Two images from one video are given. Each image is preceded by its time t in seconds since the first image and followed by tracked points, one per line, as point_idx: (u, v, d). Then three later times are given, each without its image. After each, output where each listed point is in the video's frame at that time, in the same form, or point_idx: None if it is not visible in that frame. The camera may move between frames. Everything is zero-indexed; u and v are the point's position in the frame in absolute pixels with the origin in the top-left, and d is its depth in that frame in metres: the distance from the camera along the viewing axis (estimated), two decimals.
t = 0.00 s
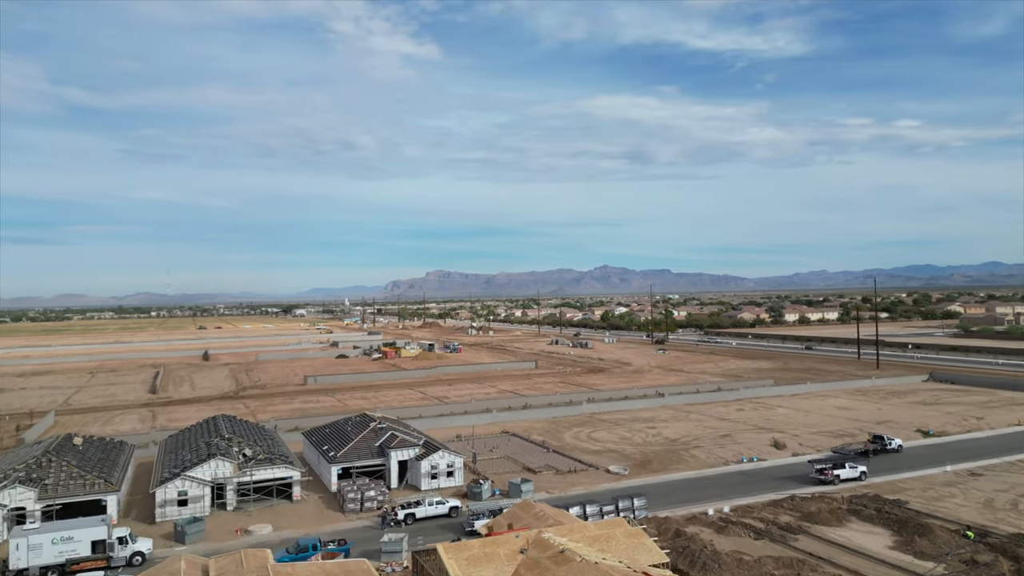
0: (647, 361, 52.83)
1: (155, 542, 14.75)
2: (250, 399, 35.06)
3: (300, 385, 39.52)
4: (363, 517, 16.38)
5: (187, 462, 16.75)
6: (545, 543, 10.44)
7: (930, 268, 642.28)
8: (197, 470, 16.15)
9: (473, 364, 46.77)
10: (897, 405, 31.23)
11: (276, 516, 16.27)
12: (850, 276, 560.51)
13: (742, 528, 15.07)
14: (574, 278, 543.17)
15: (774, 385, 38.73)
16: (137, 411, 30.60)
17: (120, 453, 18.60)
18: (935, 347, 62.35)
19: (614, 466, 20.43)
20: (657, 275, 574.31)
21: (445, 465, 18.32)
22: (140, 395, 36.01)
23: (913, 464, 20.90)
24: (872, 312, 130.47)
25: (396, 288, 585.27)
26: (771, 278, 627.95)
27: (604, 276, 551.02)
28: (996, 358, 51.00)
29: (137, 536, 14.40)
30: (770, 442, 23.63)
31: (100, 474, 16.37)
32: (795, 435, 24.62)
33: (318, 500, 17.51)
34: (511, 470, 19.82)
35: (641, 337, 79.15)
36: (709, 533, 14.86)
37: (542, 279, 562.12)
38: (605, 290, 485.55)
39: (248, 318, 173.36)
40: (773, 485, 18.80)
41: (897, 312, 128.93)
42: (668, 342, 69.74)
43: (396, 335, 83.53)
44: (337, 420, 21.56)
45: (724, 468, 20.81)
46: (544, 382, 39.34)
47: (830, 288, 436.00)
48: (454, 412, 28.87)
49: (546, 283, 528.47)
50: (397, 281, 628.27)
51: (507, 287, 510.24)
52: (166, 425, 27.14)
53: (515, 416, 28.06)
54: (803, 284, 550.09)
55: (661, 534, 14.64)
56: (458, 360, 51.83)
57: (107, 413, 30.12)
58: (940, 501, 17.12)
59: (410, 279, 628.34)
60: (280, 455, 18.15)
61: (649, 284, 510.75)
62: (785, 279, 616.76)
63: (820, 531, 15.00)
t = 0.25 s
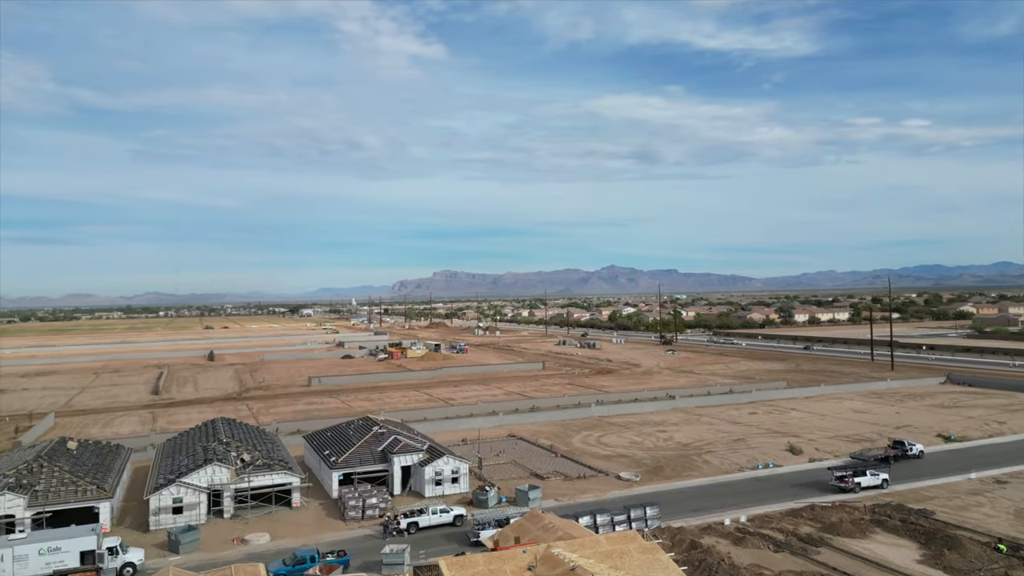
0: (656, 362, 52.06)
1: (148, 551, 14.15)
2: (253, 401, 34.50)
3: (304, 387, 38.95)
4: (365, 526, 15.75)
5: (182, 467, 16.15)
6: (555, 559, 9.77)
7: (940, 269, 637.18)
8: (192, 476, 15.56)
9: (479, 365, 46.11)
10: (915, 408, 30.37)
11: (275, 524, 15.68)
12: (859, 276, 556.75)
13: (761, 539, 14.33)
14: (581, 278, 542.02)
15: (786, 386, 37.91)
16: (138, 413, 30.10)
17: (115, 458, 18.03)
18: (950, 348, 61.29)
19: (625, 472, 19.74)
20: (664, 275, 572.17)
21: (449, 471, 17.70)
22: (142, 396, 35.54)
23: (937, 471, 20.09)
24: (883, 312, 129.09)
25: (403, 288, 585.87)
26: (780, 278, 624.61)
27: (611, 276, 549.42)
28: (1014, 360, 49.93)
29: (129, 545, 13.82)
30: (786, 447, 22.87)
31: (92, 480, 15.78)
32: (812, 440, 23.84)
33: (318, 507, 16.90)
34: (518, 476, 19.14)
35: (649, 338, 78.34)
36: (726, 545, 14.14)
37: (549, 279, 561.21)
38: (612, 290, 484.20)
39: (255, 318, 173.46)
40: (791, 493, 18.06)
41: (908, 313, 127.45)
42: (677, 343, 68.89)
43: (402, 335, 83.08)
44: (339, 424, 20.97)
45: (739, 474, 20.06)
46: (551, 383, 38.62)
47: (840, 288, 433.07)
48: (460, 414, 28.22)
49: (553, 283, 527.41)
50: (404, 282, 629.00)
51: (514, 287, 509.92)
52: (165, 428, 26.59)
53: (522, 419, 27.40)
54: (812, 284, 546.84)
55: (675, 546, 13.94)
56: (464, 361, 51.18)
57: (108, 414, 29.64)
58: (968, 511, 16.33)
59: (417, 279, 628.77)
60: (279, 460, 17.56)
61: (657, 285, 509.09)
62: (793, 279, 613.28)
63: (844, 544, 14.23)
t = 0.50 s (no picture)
0: (664, 363, 51.40)
1: (141, 561, 13.65)
2: (257, 402, 34.05)
3: (308, 388, 38.49)
4: (366, 534, 15.22)
5: (178, 473, 15.65)
6: None
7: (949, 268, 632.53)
8: (188, 482, 15.06)
9: (485, 366, 45.50)
10: (932, 411, 29.64)
11: (273, 532, 15.16)
12: (868, 276, 553.30)
13: (779, 550, 13.71)
14: (588, 278, 540.88)
15: (798, 388, 37.19)
16: (139, 415, 29.64)
17: (111, 462, 17.53)
18: (963, 349, 60.36)
19: (635, 478, 19.14)
20: (671, 275, 570.23)
21: (454, 477, 17.15)
22: (144, 397, 35.12)
23: (958, 477, 19.39)
24: (893, 313, 127.85)
25: (409, 287, 586.26)
26: (787, 278, 621.52)
27: (618, 276, 547.91)
28: None
29: (121, 555, 13.32)
30: (800, 452, 22.22)
31: (86, 485, 15.27)
32: (827, 445, 23.17)
33: (319, 513, 16.38)
34: (524, 482, 18.58)
35: (657, 339, 77.60)
36: (742, 556, 13.53)
37: (556, 279, 560.35)
38: (618, 291, 482.90)
39: (262, 318, 173.50)
40: (808, 500, 17.42)
41: (919, 313, 126.10)
42: (685, 343, 68.16)
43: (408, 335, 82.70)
44: (342, 427, 20.47)
45: (753, 480, 19.42)
46: (558, 384, 38.01)
47: (848, 288, 430.39)
48: (465, 417, 27.65)
49: (560, 283, 526.41)
50: (410, 282, 629.35)
51: (520, 287, 509.37)
52: (166, 430, 26.10)
53: (528, 421, 26.82)
54: (820, 284, 543.86)
55: (688, 557, 13.34)
56: (470, 362, 50.61)
57: (108, 416, 29.19)
58: (993, 520, 15.68)
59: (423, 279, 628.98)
60: (279, 465, 17.04)
61: (663, 285, 507.40)
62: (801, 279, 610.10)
63: (866, 556, 13.59)
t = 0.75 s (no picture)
0: (673, 364, 50.66)
1: (132, 572, 13.10)
2: (260, 403, 33.56)
3: (312, 389, 37.96)
4: (367, 544, 14.61)
5: (173, 479, 15.09)
6: None
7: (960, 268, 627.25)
8: (183, 489, 14.50)
9: (491, 367, 44.81)
10: (951, 415, 28.78)
11: (271, 542, 14.57)
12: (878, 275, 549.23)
13: (801, 564, 13.00)
14: (595, 279, 539.54)
15: (812, 391, 36.38)
16: (140, 417, 29.11)
17: (106, 468, 16.99)
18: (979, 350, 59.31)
19: (646, 484, 18.47)
20: (679, 275, 567.99)
21: (459, 484, 16.51)
22: (146, 399, 34.63)
23: (984, 485, 18.61)
24: (904, 313, 126.38)
25: (416, 287, 586.63)
26: (796, 278, 618.32)
27: (625, 276, 546.22)
28: None
29: (111, 566, 12.76)
30: (818, 457, 21.46)
31: (78, 493, 14.73)
32: (845, 450, 22.40)
33: (319, 522, 15.78)
34: (532, 489, 17.93)
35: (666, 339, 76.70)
36: (762, 570, 12.82)
37: (563, 279, 559.27)
38: (626, 291, 481.31)
39: (269, 317, 173.48)
40: (828, 509, 16.68)
41: (931, 313, 124.64)
42: (694, 344, 67.29)
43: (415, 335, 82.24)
44: (344, 431, 19.90)
45: (770, 487, 18.68)
46: (566, 386, 37.28)
47: (857, 288, 427.20)
48: (471, 420, 26.99)
49: (567, 283, 525.36)
50: (417, 282, 629.90)
51: (527, 287, 508.74)
52: (166, 433, 25.57)
53: (536, 425, 26.16)
54: (830, 283, 540.28)
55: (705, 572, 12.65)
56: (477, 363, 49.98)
57: (109, 418, 28.72)
58: None
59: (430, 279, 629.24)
60: (278, 471, 16.45)
61: (671, 285, 505.39)
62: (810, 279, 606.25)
63: (893, 571, 12.87)
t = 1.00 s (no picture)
0: (682, 365, 49.98)
1: None
2: (263, 405, 33.11)
3: (316, 390, 37.47)
4: (368, 554, 14.05)
5: (168, 486, 14.58)
6: None
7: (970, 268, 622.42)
8: (178, 496, 14.00)
9: (498, 368, 44.22)
10: (970, 418, 28.01)
11: (268, 551, 14.05)
12: (887, 275, 545.68)
13: None
14: (601, 279, 538.30)
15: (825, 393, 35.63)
16: (141, 419, 28.70)
17: (101, 473, 16.50)
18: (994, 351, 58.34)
19: (658, 491, 17.85)
20: (686, 275, 565.91)
21: (463, 490, 15.95)
22: (149, 400, 34.24)
23: (1009, 493, 17.90)
24: (914, 313, 125.13)
25: (422, 287, 586.88)
26: (804, 278, 615.22)
27: (632, 276, 544.73)
28: None
29: None
30: (834, 463, 20.79)
31: (70, 499, 14.24)
32: (862, 455, 21.71)
33: (318, 530, 15.25)
34: (539, 495, 17.35)
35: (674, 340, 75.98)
36: None
37: (569, 279, 558.29)
38: (633, 291, 480.02)
39: (276, 317, 173.62)
40: (848, 519, 16.02)
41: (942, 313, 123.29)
42: (703, 345, 66.51)
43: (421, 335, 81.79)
44: (345, 435, 19.38)
45: (785, 494, 18.04)
46: (573, 388, 36.68)
47: (866, 288, 424.63)
48: (476, 423, 26.44)
49: (573, 283, 524.43)
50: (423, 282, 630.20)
51: (533, 287, 508.06)
52: (166, 436, 25.12)
53: (543, 428, 25.57)
54: (838, 283, 537.22)
55: None
56: (483, 363, 49.42)
57: (110, 420, 28.32)
58: None
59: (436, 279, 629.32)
60: (276, 477, 15.94)
61: (677, 285, 503.62)
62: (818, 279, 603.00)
63: None
